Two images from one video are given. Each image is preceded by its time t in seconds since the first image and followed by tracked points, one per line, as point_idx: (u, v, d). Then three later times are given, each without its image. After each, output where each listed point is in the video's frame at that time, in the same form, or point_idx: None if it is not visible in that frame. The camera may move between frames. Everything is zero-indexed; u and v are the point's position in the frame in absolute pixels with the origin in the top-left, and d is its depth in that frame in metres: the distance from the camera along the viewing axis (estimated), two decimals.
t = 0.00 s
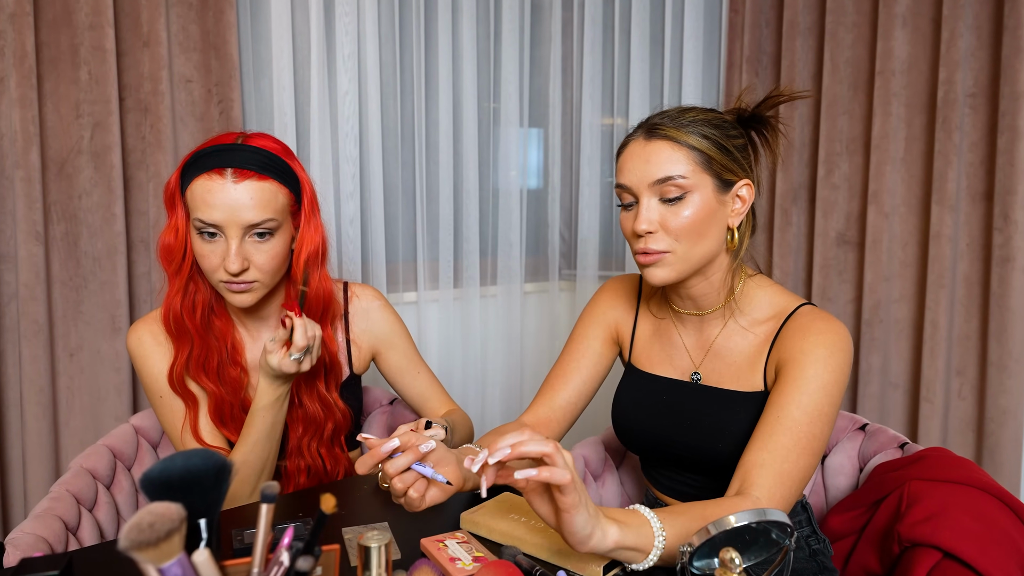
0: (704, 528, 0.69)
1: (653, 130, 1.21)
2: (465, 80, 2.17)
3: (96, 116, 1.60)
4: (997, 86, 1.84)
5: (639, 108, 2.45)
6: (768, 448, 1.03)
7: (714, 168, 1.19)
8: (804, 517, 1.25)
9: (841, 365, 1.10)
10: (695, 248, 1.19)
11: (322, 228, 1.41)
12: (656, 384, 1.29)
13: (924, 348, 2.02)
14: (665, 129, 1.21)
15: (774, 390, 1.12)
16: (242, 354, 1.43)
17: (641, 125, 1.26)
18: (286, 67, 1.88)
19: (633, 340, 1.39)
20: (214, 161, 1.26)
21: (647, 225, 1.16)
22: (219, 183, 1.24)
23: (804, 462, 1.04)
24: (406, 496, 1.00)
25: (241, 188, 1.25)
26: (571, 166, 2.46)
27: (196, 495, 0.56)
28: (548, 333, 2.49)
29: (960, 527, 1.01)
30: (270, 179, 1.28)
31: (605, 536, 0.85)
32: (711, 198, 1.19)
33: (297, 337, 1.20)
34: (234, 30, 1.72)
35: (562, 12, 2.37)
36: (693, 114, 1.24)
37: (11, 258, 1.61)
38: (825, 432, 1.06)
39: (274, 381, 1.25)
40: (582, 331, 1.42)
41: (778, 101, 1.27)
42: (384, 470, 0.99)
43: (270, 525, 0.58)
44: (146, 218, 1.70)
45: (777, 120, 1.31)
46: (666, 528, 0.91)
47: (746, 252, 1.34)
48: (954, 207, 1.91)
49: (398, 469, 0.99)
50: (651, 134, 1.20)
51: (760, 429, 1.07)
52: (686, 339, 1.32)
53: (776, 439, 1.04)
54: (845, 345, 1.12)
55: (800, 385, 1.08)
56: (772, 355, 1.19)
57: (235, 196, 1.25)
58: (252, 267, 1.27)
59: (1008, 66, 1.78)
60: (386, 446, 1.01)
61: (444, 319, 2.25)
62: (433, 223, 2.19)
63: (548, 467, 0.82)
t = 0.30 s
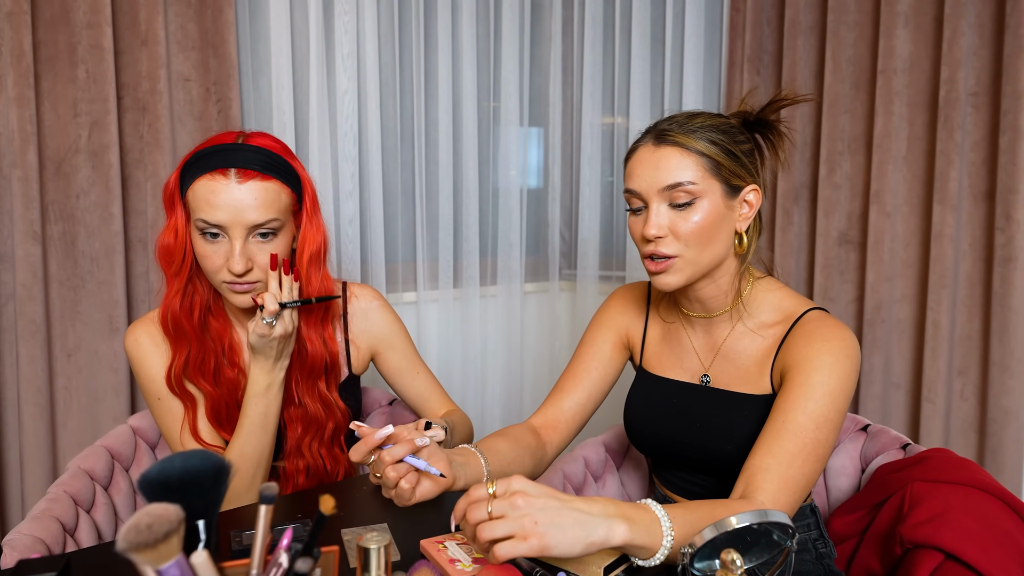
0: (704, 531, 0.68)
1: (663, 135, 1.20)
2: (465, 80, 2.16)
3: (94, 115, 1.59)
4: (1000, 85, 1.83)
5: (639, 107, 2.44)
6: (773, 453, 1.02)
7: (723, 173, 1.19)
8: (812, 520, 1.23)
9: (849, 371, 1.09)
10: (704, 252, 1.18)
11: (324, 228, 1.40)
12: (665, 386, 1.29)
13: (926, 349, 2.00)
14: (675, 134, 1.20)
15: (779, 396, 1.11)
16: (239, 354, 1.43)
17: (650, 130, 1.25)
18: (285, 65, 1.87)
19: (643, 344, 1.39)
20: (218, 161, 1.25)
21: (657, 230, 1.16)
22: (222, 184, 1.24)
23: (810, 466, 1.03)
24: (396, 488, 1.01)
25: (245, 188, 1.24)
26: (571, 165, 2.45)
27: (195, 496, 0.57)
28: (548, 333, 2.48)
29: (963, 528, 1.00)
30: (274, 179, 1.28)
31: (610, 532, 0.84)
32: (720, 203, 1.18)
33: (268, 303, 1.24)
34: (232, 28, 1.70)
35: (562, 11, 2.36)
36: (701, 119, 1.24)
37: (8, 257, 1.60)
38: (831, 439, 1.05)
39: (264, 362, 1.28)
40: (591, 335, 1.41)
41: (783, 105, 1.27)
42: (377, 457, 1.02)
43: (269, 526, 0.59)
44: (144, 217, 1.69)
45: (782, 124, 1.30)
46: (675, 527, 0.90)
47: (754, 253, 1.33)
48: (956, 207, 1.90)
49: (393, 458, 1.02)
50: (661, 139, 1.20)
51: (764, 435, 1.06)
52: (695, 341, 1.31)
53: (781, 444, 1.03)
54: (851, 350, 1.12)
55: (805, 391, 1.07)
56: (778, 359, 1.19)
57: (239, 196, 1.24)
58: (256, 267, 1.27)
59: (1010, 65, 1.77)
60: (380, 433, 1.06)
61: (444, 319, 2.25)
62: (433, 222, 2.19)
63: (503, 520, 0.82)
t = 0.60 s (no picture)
0: (704, 532, 0.67)
1: (670, 132, 1.20)
2: (465, 78, 2.16)
3: (92, 114, 1.58)
4: (1003, 85, 1.83)
5: (640, 106, 2.43)
6: (775, 456, 1.02)
7: (730, 170, 1.18)
8: (814, 522, 1.22)
9: (852, 373, 1.09)
10: (710, 250, 1.18)
11: (322, 228, 1.40)
12: (668, 385, 1.28)
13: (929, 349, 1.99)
14: (682, 131, 1.20)
15: (781, 398, 1.10)
16: (237, 353, 1.42)
17: (658, 126, 1.24)
18: (284, 64, 1.87)
19: (648, 344, 1.38)
20: (218, 161, 1.24)
21: (663, 226, 1.16)
22: (221, 183, 1.23)
23: (812, 469, 1.02)
24: (407, 499, 0.98)
25: (244, 188, 1.23)
26: (571, 164, 2.44)
27: (193, 498, 0.57)
28: (548, 333, 2.47)
29: (964, 530, 1.00)
30: (273, 180, 1.27)
31: (606, 527, 0.84)
32: (726, 201, 1.17)
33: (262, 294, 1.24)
34: (230, 27, 1.70)
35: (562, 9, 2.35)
36: (709, 116, 1.23)
37: (5, 257, 1.59)
38: (833, 441, 1.04)
39: (258, 356, 1.27)
40: (595, 334, 1.40)
41: (792, 103, 1.26)
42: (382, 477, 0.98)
43: (267, 527, 0.59)
44: (142, 217, 1.68)
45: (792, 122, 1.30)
46: (672, 526, 0.90)
47: (760, 252, 1.32)
48: (959, 207, 1.89)
49: (403, 471, 0.98)
50: (668, 136, 1.19)
51: (766, 438, 1.05)
52: (698, 339, 1.31)
53: (783, 447, 1.02)
54: (854, 352, 1.11)
55: (808, 394, 1.06)
56: (778, 362, 1.18)
57: (237, 196, 1.23)
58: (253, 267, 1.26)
59: (1013, 64, 1.77)
60: (379, 451, 1.00)
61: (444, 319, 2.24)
62: (432, 222, 2.18)
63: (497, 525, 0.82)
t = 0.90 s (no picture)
0: (706, 533, 0.67)
1: (676, 134, 1.19)
2: (465, 76, 2.15)
3: (89, 113, 1.57)
4: (1006, 84, 1.82)
5: (641, 104, 2.43)
6: (776, 456, 1.01)
7: (736, 173, 1.17)
8: (815, 523, 1.22)
9: (856, 374, 1.08)
10: (715, 253, 1.17)
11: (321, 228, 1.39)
12: (671, 386, 1.28)
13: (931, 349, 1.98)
14: (688, 132, 1.19)
15: (784, 398, 1.10)
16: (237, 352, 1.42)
17: (663, 127, 1.24)
18: (283, 63, 1.86)
19: (652, 345, 1.37)
20: (218, 161, 1.23)
21: (669, 230, 1.15)
22: (221, 184, 1.22)
23: (815, 470, 1.01)
24: (406, 500, 0.96)
25: (244, 189, 1.23)
26: (572, 164, 2.44)
27: (192, 499, 0.56)
28: (548, 334, 2.46)
29: (967, 531, 0.99)
30: (273, 180, 1.26)
31: (608, 534, 0.83)
32: (732, 204, 1.17)
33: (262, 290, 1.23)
34: (229, 26, 1.69)
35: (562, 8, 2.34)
36: (715, 117, 1.22)
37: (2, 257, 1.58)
38: (836, 443, 1.04)
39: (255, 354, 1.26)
40: (598, 333, 1.40)
41: (797, 102, 1.26)
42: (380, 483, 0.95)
43: (266, 528, 0.58)
44: (140, 217, 1.67)
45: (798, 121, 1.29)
46: (674, 529, 0.89)
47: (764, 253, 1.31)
48: (961, 206, 1.88)
49: (399, 478, 0.95)
50: (674, 138, 1.18)
51: (769, 437, 1.04)
52: (702, 340, 1.30)
53: (785, 447, 1.01)
54: (858, 354, 1.10)
55: (811, 394, 1.06)
56: (781, 363, 1.17)
57: (237, 196, 1.22)
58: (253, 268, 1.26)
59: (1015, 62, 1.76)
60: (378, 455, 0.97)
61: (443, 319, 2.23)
62: (432, 221, 2.17)
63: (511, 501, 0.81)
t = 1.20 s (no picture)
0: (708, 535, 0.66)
1: (680, 136, 1.18)
2: (465, 75, 2.14)
3: (87, 112, 1.56)
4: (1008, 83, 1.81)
5: (641, 103, 2.43)
6: (777, 451, 1.00)
7: (741, 174, 1.17)
8: (816, 522, 1.21)
9: (857, 368, 1.08)
10: (723, 255, 1.17)
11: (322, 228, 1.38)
12: (673, 385, 1.26)
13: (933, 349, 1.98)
14: (692, 134, 1.18)
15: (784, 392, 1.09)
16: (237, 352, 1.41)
17: (666, 129, 1.23)
18: (281, 61, 1.85)
19: (653, 343, 1.37)
20: (218, 161, 1.22)
21: (676, 233, 1.14)
22: (222, 184, 1.21)
23: (814, 465, 1.01)
24: (424, 511, 0.92)
25: (245, 189, 1.22)
26: (572, 163, 2.43)
27: (190, 500, 0.55)
28: (548, 334, 2.45)
29: (969, 531, 0.98)
30: (274, 180, 1.25)
31: (622, 563, 0.81)
32: (738, 206, 1.17)
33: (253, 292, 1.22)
34: (228, 25, 1.68)
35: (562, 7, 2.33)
36: (718, 117, 1.22)
37: None
38: (836, 436, 1.03)
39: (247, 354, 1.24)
40: (596, 332, 1.39)
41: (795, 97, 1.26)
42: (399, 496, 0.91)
43: (265, 530, 0.57)
44: (138, 216, 1.67)
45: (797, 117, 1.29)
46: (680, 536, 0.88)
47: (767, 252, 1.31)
48: (964, 206, 1.88)
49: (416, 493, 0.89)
50: (678, 141, 1.17)
51: (769, 431, 1.04)
52: (705, 338, 1.30)
53: (786, 441, 1.01)
54: (857, 348, 1.10)
55: (811, 387, 1.05)
56: (782, 359, 1.17)
57: (238, 197, 1.22)
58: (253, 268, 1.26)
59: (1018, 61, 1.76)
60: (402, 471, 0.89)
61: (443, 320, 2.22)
62: (431, 221, 2.16)
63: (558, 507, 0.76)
